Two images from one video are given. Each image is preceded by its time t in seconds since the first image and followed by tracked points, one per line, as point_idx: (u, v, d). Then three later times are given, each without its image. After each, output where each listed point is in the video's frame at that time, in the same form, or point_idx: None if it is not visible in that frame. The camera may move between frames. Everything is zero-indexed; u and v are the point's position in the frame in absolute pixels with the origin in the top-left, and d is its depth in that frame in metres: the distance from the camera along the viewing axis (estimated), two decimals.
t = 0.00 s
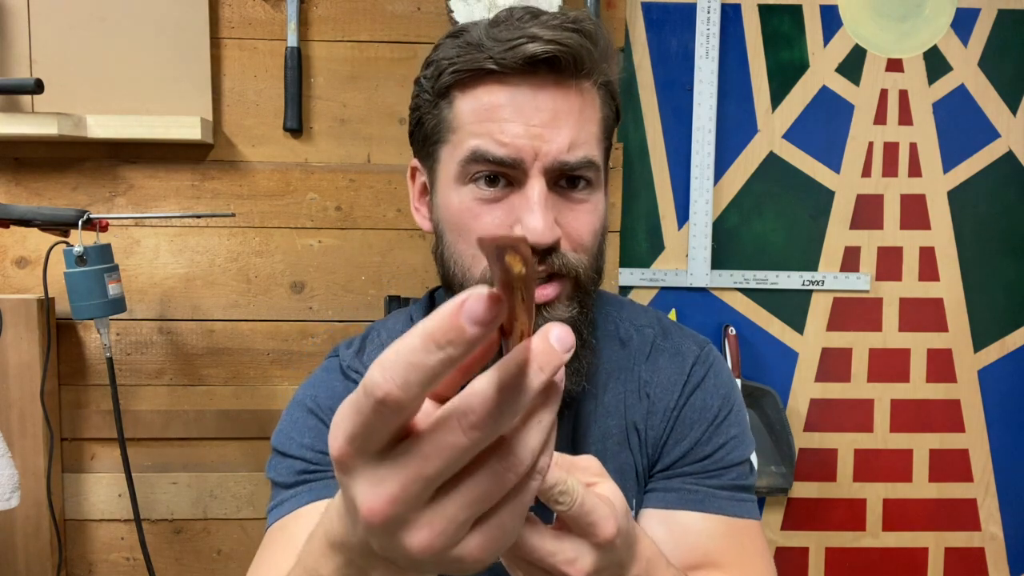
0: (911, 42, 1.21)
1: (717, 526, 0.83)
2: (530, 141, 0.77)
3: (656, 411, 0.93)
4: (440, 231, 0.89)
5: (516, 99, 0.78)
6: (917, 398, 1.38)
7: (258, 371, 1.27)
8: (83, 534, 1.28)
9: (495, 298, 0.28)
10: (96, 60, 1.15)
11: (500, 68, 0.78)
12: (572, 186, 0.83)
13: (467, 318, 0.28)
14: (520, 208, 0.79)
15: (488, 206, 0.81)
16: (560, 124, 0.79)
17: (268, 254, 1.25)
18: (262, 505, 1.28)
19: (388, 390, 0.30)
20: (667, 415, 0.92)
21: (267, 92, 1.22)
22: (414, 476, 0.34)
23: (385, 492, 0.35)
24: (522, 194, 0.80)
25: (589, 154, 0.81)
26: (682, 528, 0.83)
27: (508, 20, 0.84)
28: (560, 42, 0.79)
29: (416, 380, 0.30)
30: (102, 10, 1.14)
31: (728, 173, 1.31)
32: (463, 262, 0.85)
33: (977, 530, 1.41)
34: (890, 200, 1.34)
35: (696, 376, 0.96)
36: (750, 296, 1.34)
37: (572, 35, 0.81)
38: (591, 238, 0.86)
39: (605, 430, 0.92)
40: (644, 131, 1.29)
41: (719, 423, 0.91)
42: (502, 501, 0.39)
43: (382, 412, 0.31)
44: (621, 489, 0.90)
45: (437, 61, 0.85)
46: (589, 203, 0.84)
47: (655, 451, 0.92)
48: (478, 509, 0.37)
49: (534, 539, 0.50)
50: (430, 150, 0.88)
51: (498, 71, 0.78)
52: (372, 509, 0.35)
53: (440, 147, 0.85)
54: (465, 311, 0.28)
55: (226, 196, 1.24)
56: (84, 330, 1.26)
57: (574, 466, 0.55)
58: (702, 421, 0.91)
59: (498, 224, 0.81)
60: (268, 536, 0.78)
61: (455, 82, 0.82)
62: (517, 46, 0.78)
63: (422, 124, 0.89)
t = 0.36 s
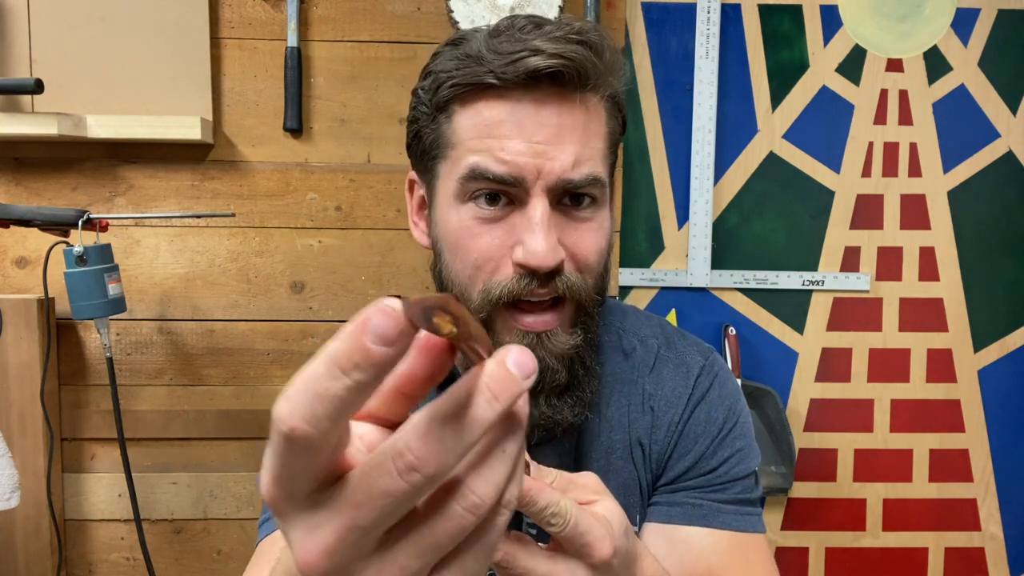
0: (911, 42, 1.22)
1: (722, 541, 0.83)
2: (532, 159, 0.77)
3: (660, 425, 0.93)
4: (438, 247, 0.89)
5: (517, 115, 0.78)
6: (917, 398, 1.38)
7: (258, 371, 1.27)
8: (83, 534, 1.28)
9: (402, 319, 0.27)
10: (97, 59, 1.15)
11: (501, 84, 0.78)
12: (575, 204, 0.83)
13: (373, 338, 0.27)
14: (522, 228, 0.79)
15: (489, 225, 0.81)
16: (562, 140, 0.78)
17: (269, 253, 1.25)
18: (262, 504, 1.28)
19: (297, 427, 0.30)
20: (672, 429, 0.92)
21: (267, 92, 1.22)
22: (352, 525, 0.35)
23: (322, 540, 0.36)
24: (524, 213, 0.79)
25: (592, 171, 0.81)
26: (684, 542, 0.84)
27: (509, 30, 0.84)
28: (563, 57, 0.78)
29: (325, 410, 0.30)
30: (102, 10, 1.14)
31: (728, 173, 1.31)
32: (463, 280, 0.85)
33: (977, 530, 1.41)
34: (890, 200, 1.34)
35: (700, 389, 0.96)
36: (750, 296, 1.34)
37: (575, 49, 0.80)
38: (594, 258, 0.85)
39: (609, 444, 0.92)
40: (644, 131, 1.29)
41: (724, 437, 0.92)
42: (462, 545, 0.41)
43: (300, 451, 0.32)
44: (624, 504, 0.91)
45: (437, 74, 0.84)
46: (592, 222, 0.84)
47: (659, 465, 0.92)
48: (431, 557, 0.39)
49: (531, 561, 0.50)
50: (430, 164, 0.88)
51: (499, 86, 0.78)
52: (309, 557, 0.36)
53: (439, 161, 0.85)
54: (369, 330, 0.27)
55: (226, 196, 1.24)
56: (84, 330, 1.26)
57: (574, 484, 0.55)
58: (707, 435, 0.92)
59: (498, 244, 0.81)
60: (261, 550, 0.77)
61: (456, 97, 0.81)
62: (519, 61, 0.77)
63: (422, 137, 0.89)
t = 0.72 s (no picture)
0: (911, 42, 1.22)
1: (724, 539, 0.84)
2: (537, 161, 0.77)
3: (662, 426, 0.93)
4: (440, 248, 0.89)
5: (522, 117, 0.78)
6: (917, 398, 1.38)
7: (258, 371, 1.27)
8: (83, 534, 1.28)
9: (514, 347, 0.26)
10: (96, 59, 1.15)
11: (506, 85, 0.78)
12: (579, 205, 0.83)
13: (488, 370, 0.26)
14: (525, 229, 0.79)
15: (492, 227, 0.81)
16: (567, 142, 0.78)
17: (269, 253, 1.25)
18: (262, 504, 1.28)
19: (392, 454, 0.28)
20: (673, 430, 0.92)
21: (267, 93, 1.22)
22: (410, 524, 0.33)
23: (377, 543, 0.33)
24: (528, 215, 0.79)
25: (597, 174, 0.81)
26: (686, 540, 0.84)
27: (514, 32, 0.84)
28: (568, 59, 0.78)
29: (428, 444, 0.28)
30: (102, 10, 1.14)
31: (728, 173, 1.31)
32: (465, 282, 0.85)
33: (977, 530, 1.42)
34: (890, 200, 1.34)
35: (702, 390, 0.96)
36: (750, 296, 1.34)
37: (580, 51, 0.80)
38: (597, 261, 0.86)
39: (610, 444, 0.92)
40: (644, 131, 1.29)
41: (726, 438, 0.92)
42: (507, 533, 0.40)
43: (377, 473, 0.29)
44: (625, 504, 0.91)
45: (440, 76, 0.85)
46: (595, 224, 0.84)
47: (660, 466, 0.92)
48: (482, 546, 0.37)
49: (533, 558, 0.50)
50: (432, 166, 0.88)
51: (504, 88, 0.78)
52: (364, 563, 0.34)
53: (442, 162, 0.85)
54: (483, 363, 0.26)
55: (226, 196, 1.24)
56: (84, 330, 1.26)
57: (577, 483, 0.55)
58: (708, 437, 0.92)
59: (502, 245, 0.81)
60: (265, 547, 0.77)
61: (459, 99, 0.82)
62: (524, 63, 0.77)
63: (424, 138, 0.89)
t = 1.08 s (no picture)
0: (909, 42, 1.21)
1: (724, 538, 0.84)
2: (540, 156, 0.77)
3: (664, 424, 0.93)
4: (443, 243, 0.89)
5: (525, 113, 0.78)
6: (916, 398, 1.38)
7: (258, 371, 1.27)
8: (83, 534, 1.28)
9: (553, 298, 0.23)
10: (96, 60, 1.15)
11: (510, 82, 0.78)
12: (582, 201, 0.83)
13: (520, 320, 0.23)
14: (528, 223, 0.79)
15: (495, 221, 0.81)
16: (570, 138, 0.78)
17: (268, 254, 1.25)
18: (262, 505, 1.28)
19: (428, 413, 0.26)
20: (675, 429, 0.92)
21: (267, 93, 1.22)
22: (455, 490, 0.32)
23: (426, 507, 0.33)
24: (531, 210, 0.79)
25: (600, 170, 0.81)
26: (687, 539, 0.84)
27: (518, 28, 0.84)
28: (571, 55, 0.78)
29: (466, 398, 0.26)
30: (102, 10, 1.14)
31: (728, 173, 1.31)
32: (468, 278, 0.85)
33: (977, 530, 1.42)
34: (890, 200, 1.34)
35: (705, 389, 0.96)
36: (750, 296, 1.34)
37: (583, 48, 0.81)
38: (600, 256, 0.86)
39: (612, 442, 0.92)
40: (644, 131, 1.29)
41: (727, 436, 0.92)
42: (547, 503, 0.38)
43: (416, 430, 0.28)
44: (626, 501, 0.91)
45: (444, 72, 0.85)
46: (597, 219, 0.84)
47: (661, 464, 0.92)
48: (526, 512, 0.35)
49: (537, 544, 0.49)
50: (436, 162, 0.88)
51: (508, 84, 0.78)
52: (413, 528, 0.33)
53: (445, 158, 0.86)
54: (515, 318, 0.23)
55: (226, 196, 1.24)
56: (84, 330, 1.26)
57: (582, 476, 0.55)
58: (710, 435, 0.91)
59: (506, 240, 0.81)
60: (273, 540, 0.77)
61: (463, 95, 0.82)
62: (528, 58, 0.78)
63: (428, 134, 0.89)
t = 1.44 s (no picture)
0: (909, 42, 1.22)
1: (724, 539, 0.84)
2: (541, 160, 0.77)
3: (664, 425, 0.93)
4: (444, 246, 0.89)
5: (526, 116, 0.78)
6: (917, 398, 1.38)
7: (258, 371, 1.27)
8: (83, 534, 1.28)
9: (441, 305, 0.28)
10: (96, 60, 1.15)
11: (512, 85, 0.78)
12: (583, 204, 0.83)
13: (413, 326, 0.28)
14: (529, 227, 0.79)
15: (496, 225, 0.81)
16: (571, 141, 0.78)
17: (268, 254, 1.25)
18: (262, 505, 1.28)
19: (344, 423, 0.30)
20: (675, 430, 0.92)
21: (267, 93, 1.22)
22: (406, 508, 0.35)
23: (381, 523, 0.35)
24: (532, 213, 0.79)
25: (601, 173, 0.81)
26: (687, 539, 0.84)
27: (519, 31, 0.84)
28: (573, 59, 0.78)
29: (375, 408, 0.30)
30: (102, 10, 1.14)
31: (728, 173, 1.31)
32: (469, 280, 0.85)
33: (977, 530, 1.41)
34: (890, 200, 1.34)
35: (705, 389, 0.96)
36: (750, 296, 1.34)
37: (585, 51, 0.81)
38: (601, 260, 0.86)
39: (612, 443, 0.92)
40: (644, 132, 1.29)
41: (727, 437, 0.92)
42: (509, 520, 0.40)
43: (353, 445, 0.32)
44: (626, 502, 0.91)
45: (446, 75, 0.85)
46: (598, 222, 0.84)
47: (662, 465, 0.92)
48: (484, 529, 0.38)
49: (534, 552, 0.49)
50: (437, 164, 0.88)
51: (509, 87, 0.78)
52: (369, 542, 0.36)
53: (447, 161, 0.85)
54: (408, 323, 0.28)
55: (226, 197, 1.24)
56: (84, 330, 1.26)
57: (581, 481, 0.55)
58: (710, 436, 0.92)
59: (507, 243, 0.81)
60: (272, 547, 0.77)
61: (465, 98, 0.82)
62: (530, 61, 0.77)
63: (429, 137, 0.89)
